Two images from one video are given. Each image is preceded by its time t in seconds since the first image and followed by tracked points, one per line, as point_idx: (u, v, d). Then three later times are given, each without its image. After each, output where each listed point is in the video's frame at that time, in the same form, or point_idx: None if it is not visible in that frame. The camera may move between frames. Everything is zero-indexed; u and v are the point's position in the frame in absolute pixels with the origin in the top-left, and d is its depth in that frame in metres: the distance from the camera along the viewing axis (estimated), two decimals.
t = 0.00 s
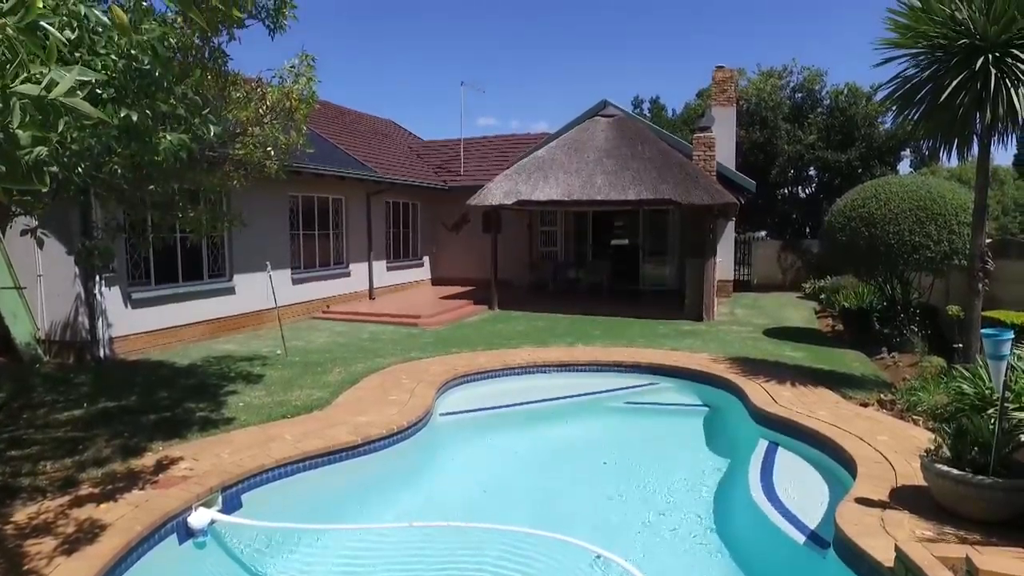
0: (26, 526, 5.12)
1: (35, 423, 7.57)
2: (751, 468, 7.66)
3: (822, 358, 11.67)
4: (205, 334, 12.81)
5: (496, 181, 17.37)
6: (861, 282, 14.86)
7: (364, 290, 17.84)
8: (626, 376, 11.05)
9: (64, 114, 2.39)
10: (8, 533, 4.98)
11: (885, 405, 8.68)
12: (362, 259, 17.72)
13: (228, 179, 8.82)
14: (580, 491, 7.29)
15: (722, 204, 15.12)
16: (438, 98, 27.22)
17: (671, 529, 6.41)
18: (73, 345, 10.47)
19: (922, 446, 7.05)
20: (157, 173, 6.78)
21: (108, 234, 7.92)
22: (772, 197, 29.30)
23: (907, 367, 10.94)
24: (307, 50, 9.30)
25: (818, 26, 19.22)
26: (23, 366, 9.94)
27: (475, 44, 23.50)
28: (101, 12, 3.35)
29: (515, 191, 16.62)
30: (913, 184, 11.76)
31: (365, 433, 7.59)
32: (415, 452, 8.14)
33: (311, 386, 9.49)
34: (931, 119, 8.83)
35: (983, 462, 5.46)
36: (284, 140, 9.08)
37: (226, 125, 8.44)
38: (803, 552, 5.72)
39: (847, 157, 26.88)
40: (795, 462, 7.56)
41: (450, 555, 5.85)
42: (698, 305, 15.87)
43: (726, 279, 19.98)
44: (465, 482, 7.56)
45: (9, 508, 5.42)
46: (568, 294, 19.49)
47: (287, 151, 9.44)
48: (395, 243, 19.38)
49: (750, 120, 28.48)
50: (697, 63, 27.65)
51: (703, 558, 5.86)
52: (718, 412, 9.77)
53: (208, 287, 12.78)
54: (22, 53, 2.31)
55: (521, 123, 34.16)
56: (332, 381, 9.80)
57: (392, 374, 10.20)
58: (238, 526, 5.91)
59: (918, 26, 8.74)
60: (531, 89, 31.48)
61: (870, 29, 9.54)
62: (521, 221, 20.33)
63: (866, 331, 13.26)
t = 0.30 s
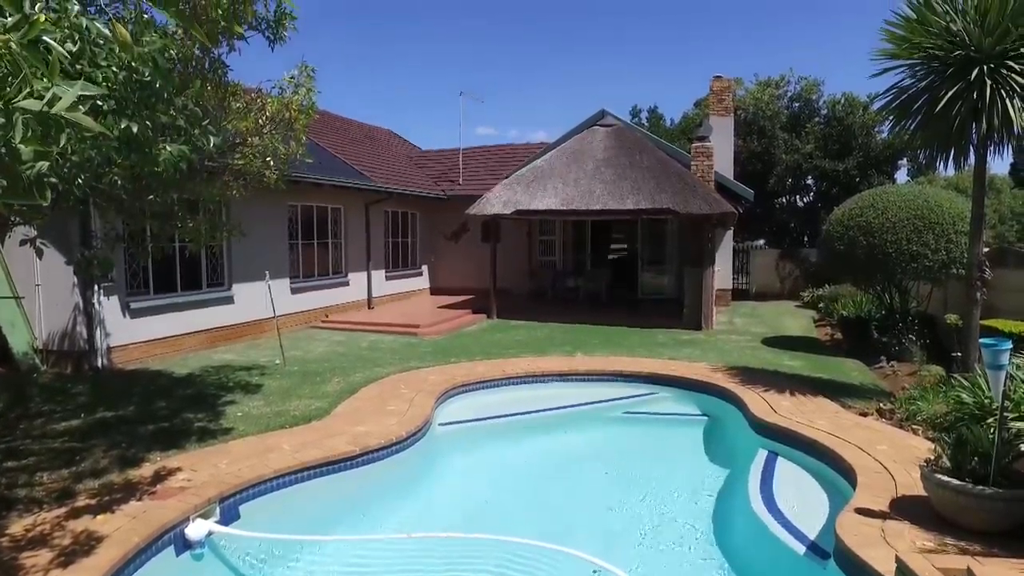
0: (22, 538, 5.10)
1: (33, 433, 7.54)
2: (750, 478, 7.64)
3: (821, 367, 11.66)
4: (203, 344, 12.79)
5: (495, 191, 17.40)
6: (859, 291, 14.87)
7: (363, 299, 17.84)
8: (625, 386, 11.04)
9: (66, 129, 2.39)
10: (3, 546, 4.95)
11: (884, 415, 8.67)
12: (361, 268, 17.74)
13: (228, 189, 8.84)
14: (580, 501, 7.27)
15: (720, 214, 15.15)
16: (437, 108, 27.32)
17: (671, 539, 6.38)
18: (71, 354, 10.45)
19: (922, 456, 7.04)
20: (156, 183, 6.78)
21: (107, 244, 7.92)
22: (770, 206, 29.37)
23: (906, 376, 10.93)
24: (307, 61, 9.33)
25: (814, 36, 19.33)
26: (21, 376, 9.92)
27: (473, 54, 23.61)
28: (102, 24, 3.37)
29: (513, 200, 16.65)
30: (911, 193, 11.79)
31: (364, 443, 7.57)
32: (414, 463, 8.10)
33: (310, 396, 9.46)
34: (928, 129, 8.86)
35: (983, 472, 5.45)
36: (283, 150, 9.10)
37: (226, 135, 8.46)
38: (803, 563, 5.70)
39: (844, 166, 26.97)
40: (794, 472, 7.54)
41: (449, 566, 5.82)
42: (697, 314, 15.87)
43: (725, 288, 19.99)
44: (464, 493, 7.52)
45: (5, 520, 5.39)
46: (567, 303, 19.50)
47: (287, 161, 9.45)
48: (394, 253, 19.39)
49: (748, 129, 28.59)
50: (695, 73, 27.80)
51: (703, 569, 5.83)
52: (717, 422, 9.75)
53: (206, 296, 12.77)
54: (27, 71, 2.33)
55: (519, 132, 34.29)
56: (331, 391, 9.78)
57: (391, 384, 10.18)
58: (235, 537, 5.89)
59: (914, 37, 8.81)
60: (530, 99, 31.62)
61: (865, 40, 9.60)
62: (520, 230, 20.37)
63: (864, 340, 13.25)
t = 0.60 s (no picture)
0: (18, 549, 5.06)
1: (29, 443, 7.51)
2: (750, 487, 7.62)
3: (820, 375, 11.66)
4: (201, 352, 12.76)
5: (494, 199, 17.43)
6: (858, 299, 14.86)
7: (361, 308, 17.84)
8: (624, 394, 11.02)
9: (67, 141, 2.39)
10: None
11: (883, 423, 8.67)
12: (359, 276, 17.75)
13: (227, 198, 8.85)
14: (579, 510, 7.25)
15: (718, 222, 15.17)
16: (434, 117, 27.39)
17: (671, 548, 6.35)
18: (68, 363, 10.41)
19: (922, 464, 7.03)
20: (155, 192, 6.79)
21: (104, 253, 7.90)
22: (767, 214, 29.43)
23: (905, 384, 10.92)
24: (306, 70, 9.35)
25: (811, 45, 19.48)
26: (17, 384, 9.89)
27: (471, 63, 23.69)
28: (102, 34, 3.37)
29: (512, 209, 16.68)
30: (908, 202, 11.83)
31: (362, 452, 7.55)
32: (412, 472, 8.08)
33: (308, 405, 9.43)
34: (925, 138, 8.90)
35: (982, 481, 5.46)
36: (282, 159, 9.11)
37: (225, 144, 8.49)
38: (803, 573, 5.68)
39: (842, 174, 27.11)
40: (793, 481, 7.52)
41: None
42: (695, 322, 15.88)
43: (723, 296, 20.00)
44: (462, 502, 7.49)
45: None
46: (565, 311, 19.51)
47: (285, 170, 9.46)
48: (393, 261, 19.40)
49: (746, 137, 28.70)
50: (693, 82, 27.93)
51: None
52: (716, 430, 9.73)
53: (205, 304, 12.76)
54: (29, 82, 2.36)
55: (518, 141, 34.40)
56: (330, 399, 9.75)
57: (389, 393, 10.16)
58: (233, 547, 5.86)
59: (910, 47, 8.87)
60: (529, 107, 31.74)
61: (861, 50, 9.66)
62: (518, 238, 20.40)
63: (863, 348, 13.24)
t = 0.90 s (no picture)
0: (12, 560, 5.04)
1: (25, 452, 7.47)
2: (748, 496, 7.61)
3: (818, 383, 11.65)
4: (199, 360, 12.73)
5: (492, 207, 17.45)
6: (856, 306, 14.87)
7: (359, 316, 17.83)
8: (622, 403, 11.01)
9: (66, 154, 2.41)
10: None
11: (882, 431, 8.66)
12: (358, 284, 17.75)
13: (225, 206, 8.85)
14: (578, 520, 7.22)
15: (716, 230, 15.20)
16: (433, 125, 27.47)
17: (670, 558, 6.33)
18: (66, 371, 10.39)
19: (920, 473, 7.02)
20: (154, 201, 6.80)
21: (102, 261, 7.89)
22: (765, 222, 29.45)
23: (903, 392, 10.91)
24: (304, 79, 9.37)
25: (807, 54, 19.60)
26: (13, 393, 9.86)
27: (469, 71, 23.78)
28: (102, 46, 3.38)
29: (510, 217, 16.69)
30: (905, 209, 11.87)
31: (360, 461, 7.52)
32: (410, 481, 8.05)
33: (306, 413, 9.41)
34: (921, 147, 8.94)
35: (981, 489, 5.45)
36: (280, 167, 9.10)
37: (223, 153, 8.51)
38: None
39: (839, 181, 27.25)
40: (792, 491, 7.50)
41: None
42: (693, 329, 15.87)
43: (722, 304, 19.99)
44: (460, 512, 7.47)
45: None
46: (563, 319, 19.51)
47: (284, 178, 9.46)
48: (391, 269, 19.41)
49: (743, 145, 28.80)
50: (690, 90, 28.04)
51: None
52: (714, 439, 9.72)
53: (202, 312, 12.74)
54: (31, 95, 2.37)
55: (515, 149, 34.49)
56: (327, 408, 9.73)
57: (387, 402, 10.14)
58: (229, 557, 5.84)
59: (905, 56, 8.93)
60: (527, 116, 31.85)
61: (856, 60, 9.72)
62: (516, 246, 20.44)
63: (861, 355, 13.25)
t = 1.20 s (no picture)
0: (6, 572, 5.01)
1: (20, 463, 7.45)
2: (747, 505, 7.60)
3: (817, 391, 11.65)
4: (196, 369, 12.71)
5: (490, 216, 17.49)
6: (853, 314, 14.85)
7: (357, 325, 17.83)
8: (620, 412, 11.00)
9: (67, 169, 2.42)
10: None
11: (880, 440, 8.65)
12: (356, 293, 17.76)
13: (223, 216, 8.87)
14: (577, 530, 7.19)
15: (714, 238, 15.23)
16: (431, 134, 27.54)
17: (669, 566, 6.32)
18: (62, 381, 10.37)
19: (919, 482, 7.02)
20: (152, 211, 6.83)
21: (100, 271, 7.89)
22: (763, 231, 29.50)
23: (901, 400, 10.92)
24: (303, 90, 9.41)
25: (804, 64, 19.72)
26: (10, 403, 9.82)
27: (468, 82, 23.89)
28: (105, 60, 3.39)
29: (508, 226, 16.71)
30: (902, 218, 11.92)
31: (357, 471, 7.51)
32: (408, 491, 8.02)
33: (304, 423, 9.39)
34: (915, 157, 8.99)
35: (979, 499, 5.44)
36: (278, 177, 9.14)
37: (221, 162, 8.52)
38: None
39: (835, 191, 27.42)
40: (790, 500, 7.50)
41: None
42: (691, 338, 15.88)
43: (720, 312, 20.01)
44: (458, 522, 7.44)
45: None
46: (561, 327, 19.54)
47: (282, 188, 9.49)
48: (389, 277, 19.43)
49: (741, 154, 28.92)
50: (688, 100, 28.18)
51: None
52: (712, 448, 9.71)
53: (200, 321, 12.74)
54: (29, 110, 2.42)
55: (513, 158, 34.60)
56: (325, 418, 9.70)
57: (385, 411, 10.12)
58: (226, 569, 5.80)
59: (900, 66, 8.98)
60: (525, 124, 31.95)
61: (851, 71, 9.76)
62: (514, 255, 20.48)
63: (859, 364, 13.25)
